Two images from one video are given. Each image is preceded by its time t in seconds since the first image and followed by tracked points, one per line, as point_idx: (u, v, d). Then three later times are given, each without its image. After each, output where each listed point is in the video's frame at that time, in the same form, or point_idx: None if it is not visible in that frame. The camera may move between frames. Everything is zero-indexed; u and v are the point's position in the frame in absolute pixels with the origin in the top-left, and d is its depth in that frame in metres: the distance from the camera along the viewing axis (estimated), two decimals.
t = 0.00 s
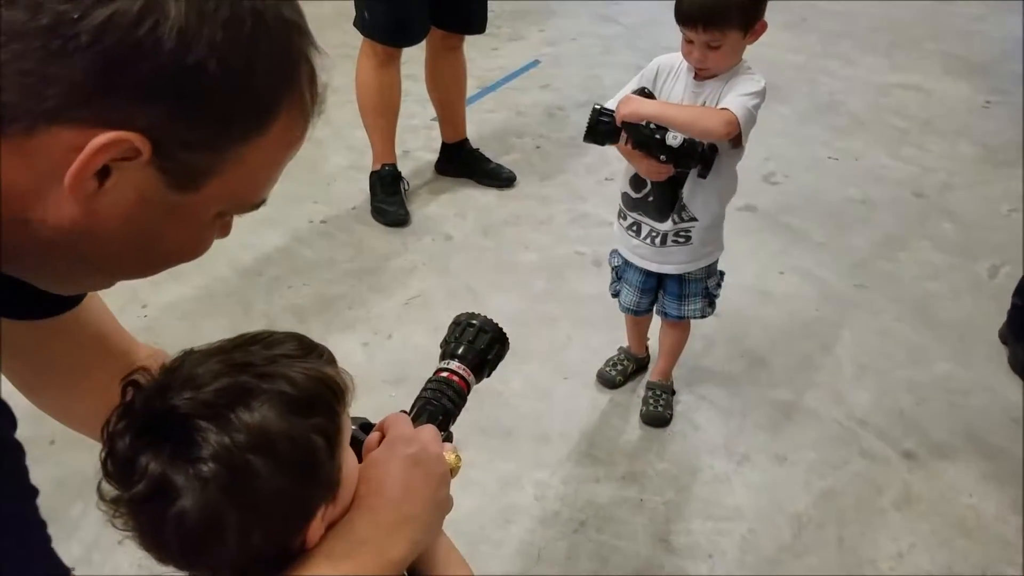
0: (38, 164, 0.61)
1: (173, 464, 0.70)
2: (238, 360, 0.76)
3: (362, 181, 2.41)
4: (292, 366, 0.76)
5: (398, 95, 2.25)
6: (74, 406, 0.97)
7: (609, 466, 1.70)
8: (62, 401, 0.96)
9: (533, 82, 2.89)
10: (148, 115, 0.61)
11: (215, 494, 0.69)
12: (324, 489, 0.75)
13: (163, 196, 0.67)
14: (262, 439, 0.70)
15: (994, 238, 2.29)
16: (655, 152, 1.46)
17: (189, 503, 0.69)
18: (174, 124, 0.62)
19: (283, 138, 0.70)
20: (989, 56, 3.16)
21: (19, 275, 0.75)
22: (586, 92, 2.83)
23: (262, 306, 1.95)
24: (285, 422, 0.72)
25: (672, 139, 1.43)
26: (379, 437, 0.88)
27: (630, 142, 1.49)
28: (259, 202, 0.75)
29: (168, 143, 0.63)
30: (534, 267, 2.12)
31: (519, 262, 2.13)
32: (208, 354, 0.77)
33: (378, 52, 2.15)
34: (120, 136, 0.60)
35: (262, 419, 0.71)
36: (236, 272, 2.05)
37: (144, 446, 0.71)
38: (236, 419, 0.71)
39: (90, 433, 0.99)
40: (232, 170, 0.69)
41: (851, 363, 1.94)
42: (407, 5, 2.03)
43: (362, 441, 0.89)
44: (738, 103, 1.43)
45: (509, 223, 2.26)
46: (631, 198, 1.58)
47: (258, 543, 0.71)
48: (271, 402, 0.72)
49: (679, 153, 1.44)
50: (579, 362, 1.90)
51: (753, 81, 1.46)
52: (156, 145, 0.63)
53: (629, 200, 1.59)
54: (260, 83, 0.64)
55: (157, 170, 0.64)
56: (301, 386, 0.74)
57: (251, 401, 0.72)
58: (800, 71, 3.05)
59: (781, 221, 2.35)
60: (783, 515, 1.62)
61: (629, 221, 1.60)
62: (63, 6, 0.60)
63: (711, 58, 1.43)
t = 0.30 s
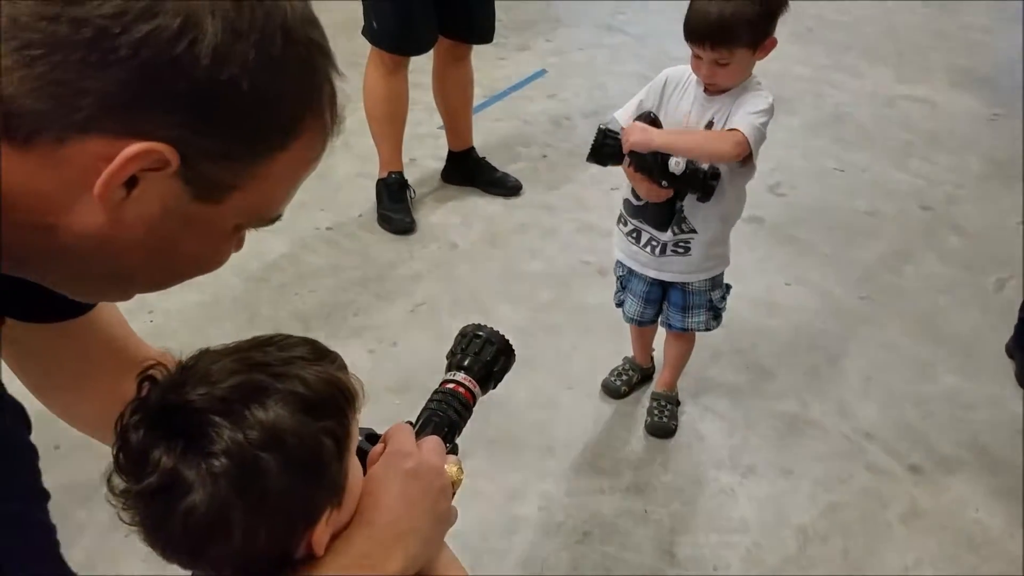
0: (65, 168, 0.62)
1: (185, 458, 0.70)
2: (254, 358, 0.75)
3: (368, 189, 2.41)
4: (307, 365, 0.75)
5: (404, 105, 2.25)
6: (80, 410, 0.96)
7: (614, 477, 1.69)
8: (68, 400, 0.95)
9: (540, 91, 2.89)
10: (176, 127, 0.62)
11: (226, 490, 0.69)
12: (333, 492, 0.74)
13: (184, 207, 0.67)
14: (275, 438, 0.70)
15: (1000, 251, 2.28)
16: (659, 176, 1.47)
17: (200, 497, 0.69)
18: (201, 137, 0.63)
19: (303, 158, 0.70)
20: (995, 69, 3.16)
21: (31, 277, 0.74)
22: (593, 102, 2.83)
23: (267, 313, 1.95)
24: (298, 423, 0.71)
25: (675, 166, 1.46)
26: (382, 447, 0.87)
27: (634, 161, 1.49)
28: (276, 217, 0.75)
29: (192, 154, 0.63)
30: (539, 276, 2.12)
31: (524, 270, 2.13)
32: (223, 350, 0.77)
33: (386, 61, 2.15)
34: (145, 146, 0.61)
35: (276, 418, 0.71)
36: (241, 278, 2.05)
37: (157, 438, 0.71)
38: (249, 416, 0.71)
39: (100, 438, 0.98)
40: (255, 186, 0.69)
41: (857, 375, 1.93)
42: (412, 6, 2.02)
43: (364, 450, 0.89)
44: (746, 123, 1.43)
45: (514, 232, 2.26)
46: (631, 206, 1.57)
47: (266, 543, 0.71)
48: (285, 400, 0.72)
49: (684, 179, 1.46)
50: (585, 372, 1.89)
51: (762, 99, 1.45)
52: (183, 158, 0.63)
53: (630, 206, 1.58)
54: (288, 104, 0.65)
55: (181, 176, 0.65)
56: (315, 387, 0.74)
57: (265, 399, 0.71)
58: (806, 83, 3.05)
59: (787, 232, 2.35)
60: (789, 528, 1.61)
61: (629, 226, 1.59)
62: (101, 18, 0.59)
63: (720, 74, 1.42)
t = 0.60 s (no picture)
0: (89, 166, 0.61)
1: (178, 474, 0.70)
2: (245, 368, 0.75)
3: (370, 195, 2.41)
4: (298, 373, 0.75)
5: (405, 114, 2.25)
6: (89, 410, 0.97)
7: (616, 484, 1.69)
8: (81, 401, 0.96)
9: (542, 98, 2.90)
10: (200, 121, 0.62)
11: (220, 505, 0.69)
12: (333, 498, 0.75)
13: (206, 199, 0.68)
14: (268, 449, 0.70)
15: (1002, 258, 2.28)
16: (665, 198, 1.47)
17: (195, 511, 0.69)
18: (223, 130, 0.64)
19: (316, 151, 0.71)
20: (997, 76, 3.16)
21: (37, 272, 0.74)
22: (595, 108, 2.84)
23: (269, 321, 1.95)
24: (292, 433, 0.71)
25: (679, 188, 1.46)
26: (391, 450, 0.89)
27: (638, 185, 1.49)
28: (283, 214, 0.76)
29: (215, 147, 0.64)
30: (542, 283, 2.12)
31: (527, 277, 2.13)
32: (213, 362, 0.77)
33: (389, 68, 2.16)
34: (172, 136, 0.61)
35: (268, 429, 0.71)
36: (244, 285, 2.05)
37: (149, 455, 0.71)
38: (241, 429, 0.70)
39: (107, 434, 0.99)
40: (268, 180, 0.70)
41: (860, 381, 1.93)
42: (416, 7, 2.02)
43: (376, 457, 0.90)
44: (752, 142, 1.43)
45: (517, 238, 2.26)
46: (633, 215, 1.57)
47: (268, 548, 0.72)
48: (278, 410, 0.72)
49: (689, 200, 1.46)
50: (587, 379, 1.89)
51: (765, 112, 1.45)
52: (206, 148, 0.64)
53: (631, 214, 1.58)
54: (304, 96, 0.66)
55: (203, 169, 0.65)
56: (308, 395, 0.74)
57: (256, 411, 0.71)
58: (809, 89, 3.05)
59: (789, 238, 2.35)
60: (791, 535, 1.61)
61: (632, 234, 1.59)
62: (129, 11, 0.59)
63: (723, 85, 1.42)
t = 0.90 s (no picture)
0: (105, 159, 0.60)
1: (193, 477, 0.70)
2: (241, 365, 0.76)
3: (361, 202, 2.40)
4: (291, 362, 0.76)
5: (396, 117, 2.25)
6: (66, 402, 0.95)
7: (613, 487, 1.69)
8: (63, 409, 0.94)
9: (533, 102, 2.90)
10: (212, 112, 0.60)
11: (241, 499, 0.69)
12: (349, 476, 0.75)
13: (216, 188, 0.66)
14: (277, 434, 0.70)
15: (993, 256, 2.30)
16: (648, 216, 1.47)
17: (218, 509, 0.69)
18: (235, 119, 0.62)
19: (319, 132, 0.69)
20: (984, 76, 3.18)
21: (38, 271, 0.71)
22: (585, 112, 2.84)
23: (261, 328, 1.93)
24: (297, 416, 0.71)
25: (662, 207, 1.45)
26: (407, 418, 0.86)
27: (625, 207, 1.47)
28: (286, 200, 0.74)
29: (226, 136, 0.62)
30: (537, 287, 2.11)
31: (521, 282, 2.13)
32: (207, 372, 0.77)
33: (378, 74, 2.15)
34: (186, 129, 0.59)
35: (272, 416, 0.71)
36: (236, 293, 2.04)
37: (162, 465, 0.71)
38: (249, 419, 0.71)
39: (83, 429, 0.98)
40: (275, 166, 0.68)
41: (854, 380, 1.94)
42: (413, 8, 2.02)
43: (368, 460, 0.88)
44: (738, 149, 1.42)
45: (509, 243, 2.26)
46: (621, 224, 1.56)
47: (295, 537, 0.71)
48: (279, 396, 0.72)
49: (672, 220, 1.46)
50: (583, 382, 1.89)
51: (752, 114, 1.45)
52: (218, 139, 0.62)
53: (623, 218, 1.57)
54: (307, 81, 0.65)
55: (215, 161, 0.63)
56: (305, 379, 0.74)
57: (259, 401, 0.71)
58: (798, 91, 3.07)
59: (781, 239, 2.36)
60: (788, 534, 1.61)
61: (625, 238, 1.58)
62: (140, 6, 0.57)
63: (715, 79, 1.42)
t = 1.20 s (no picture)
0: (106, 162, 0.62)
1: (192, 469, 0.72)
2: (232, 367, 0.81)
3: (349, 199, 2.40)
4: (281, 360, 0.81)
5: (384, 113, 2.23)
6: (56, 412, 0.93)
7: (602, 483, 1.69)
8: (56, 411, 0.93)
9: (521, 99, 2.89)
10: (205, 112, 0.61)
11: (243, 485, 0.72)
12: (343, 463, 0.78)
13: (214, 183, 0.67)
14: (274, 419, 0.75)
15: (978, 252, 2.31)
16: (631, 212, 1.47)
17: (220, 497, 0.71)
18: (228, 116, 0.62)
19: (312, 119, 0.69)
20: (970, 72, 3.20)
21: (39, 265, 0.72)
22: (573, 109, 2.84)
23: (249, 327, 1.93)
24: (291, 405, 0.76)
25: (644, 207, 1.44)
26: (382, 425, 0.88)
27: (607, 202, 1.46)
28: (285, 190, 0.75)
29: (220, 134, 0.63)
30: (525, 284, 2.11)
31: (510, 279, 2.13)
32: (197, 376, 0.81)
33: (366, 70, 2.14)
34: (182, 131, 0.60)
35: (268, 406, 0.75)
36: (223, 291, 2.03)
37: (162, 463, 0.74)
38: (245, 407, 0.75)
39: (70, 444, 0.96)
40: (272, 158, 0.69)
41: (841, 375, 1.95)
42: (398, 7, 2.01)
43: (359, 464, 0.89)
44: (723, 138, 1.41)
45: (497, 240, 2.25)
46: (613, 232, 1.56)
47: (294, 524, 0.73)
48: (273, 388, 0.77)
49: (654, 219, 1.45)
50: (572, 379, 1.89)
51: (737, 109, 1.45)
52: (212, 137, 0.63)
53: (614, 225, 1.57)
54: (297, 78, 0.65)
55: (211, 159, 0.64)
56: (296, 373, 0.80)
57: (254, 392, 0.76)
58: (785, 88, 3.08)
59: (768, 235, 2.37)
60: (776, 529, 1.62)
61: (618, 246, 1.58)
62: (129, 16, 0.58)
63: (705, 70, 1.40)
